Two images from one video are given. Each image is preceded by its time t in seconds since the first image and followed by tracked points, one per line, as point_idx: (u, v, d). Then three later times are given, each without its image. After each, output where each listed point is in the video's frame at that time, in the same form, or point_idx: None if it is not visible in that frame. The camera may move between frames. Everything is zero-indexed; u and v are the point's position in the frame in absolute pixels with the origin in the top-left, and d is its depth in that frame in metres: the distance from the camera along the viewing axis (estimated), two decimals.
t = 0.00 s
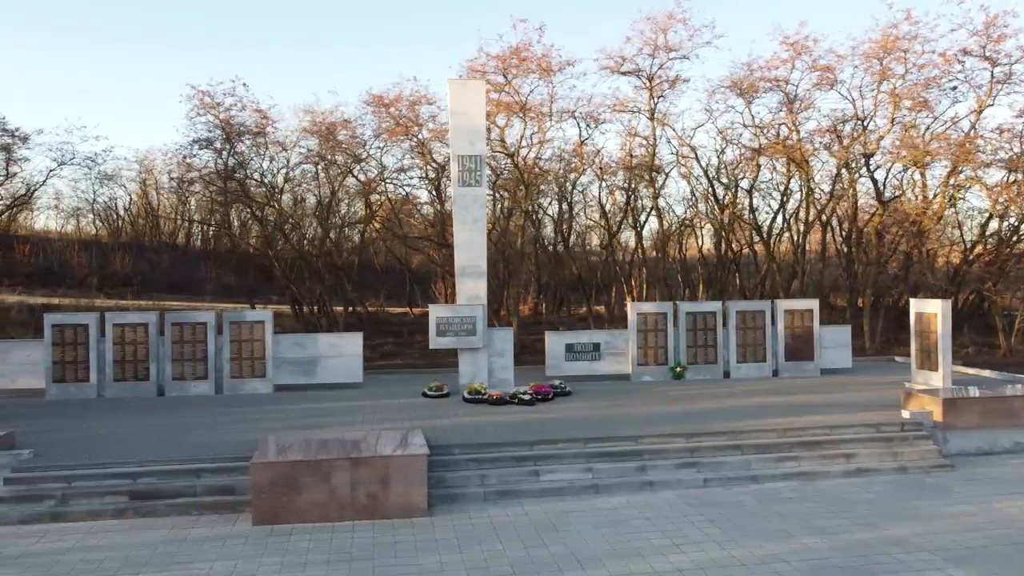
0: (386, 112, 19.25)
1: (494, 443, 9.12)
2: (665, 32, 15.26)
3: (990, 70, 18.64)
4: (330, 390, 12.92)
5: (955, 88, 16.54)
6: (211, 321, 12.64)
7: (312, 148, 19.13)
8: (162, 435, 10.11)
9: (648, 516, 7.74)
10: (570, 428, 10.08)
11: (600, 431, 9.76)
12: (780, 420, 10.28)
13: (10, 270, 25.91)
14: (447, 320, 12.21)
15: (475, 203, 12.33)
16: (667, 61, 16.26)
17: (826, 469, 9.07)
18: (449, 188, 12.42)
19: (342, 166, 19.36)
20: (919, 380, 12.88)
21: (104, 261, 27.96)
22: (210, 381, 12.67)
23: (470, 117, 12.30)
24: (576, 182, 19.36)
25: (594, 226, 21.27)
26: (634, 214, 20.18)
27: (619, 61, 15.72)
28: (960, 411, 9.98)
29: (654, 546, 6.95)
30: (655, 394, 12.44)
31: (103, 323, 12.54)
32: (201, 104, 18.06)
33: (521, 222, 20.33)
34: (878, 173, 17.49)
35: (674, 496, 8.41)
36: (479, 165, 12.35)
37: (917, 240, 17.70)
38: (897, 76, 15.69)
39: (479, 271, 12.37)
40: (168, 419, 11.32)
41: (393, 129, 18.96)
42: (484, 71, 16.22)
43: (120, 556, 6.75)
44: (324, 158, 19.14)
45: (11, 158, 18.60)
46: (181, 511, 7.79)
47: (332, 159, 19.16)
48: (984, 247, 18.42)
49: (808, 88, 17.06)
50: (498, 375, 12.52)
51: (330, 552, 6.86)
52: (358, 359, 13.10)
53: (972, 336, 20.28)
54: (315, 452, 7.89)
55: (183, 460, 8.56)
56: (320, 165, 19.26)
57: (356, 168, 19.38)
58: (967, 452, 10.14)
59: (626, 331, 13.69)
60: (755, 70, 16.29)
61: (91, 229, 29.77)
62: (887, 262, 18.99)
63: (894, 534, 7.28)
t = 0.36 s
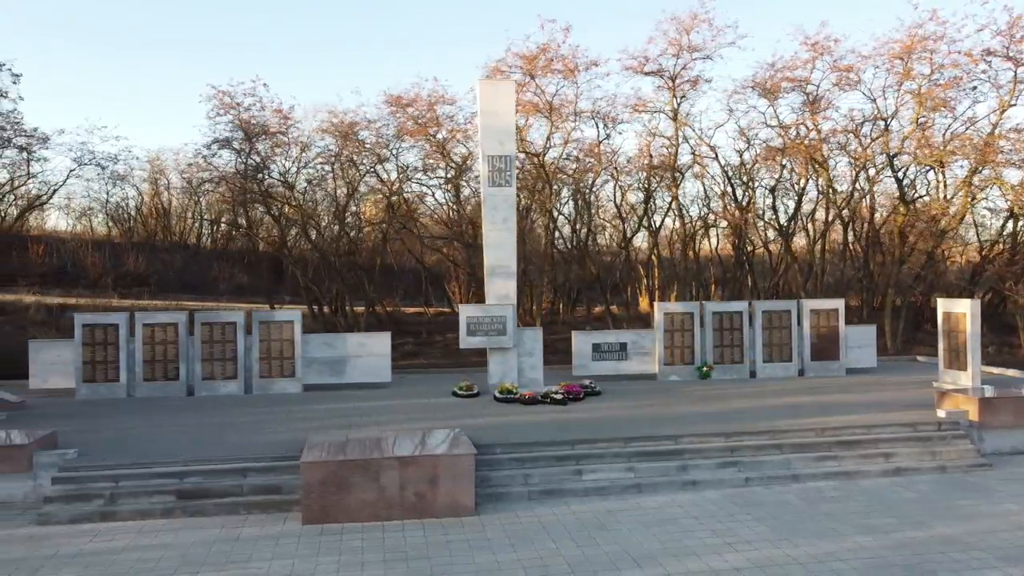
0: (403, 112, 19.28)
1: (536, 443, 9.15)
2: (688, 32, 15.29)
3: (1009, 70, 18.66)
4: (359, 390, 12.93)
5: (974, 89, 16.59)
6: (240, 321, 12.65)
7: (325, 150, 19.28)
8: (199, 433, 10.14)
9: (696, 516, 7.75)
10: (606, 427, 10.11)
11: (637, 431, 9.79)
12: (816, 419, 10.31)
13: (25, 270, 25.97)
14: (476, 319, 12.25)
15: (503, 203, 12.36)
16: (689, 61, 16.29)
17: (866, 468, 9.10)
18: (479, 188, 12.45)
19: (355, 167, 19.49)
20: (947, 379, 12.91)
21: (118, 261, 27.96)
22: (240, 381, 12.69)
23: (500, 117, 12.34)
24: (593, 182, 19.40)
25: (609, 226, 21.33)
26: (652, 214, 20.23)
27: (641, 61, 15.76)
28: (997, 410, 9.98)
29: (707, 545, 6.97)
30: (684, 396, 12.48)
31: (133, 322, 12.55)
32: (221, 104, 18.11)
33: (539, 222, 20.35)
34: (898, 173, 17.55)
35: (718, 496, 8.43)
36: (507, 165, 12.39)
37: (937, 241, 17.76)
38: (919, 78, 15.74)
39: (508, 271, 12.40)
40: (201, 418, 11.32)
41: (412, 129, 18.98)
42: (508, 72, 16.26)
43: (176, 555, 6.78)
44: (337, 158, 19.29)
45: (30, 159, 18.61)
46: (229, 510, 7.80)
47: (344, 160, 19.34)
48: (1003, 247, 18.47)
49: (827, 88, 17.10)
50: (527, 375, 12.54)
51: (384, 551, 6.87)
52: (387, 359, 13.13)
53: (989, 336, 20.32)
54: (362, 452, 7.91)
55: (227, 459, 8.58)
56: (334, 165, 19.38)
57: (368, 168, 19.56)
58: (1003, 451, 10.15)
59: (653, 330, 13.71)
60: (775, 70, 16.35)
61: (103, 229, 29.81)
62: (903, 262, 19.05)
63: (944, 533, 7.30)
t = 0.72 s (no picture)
0: (422, 113, 19.28)
1: (578, 442, 9.18)
2: (712, 32, 15.31)
3: None
4: (390, 389, 12.96)
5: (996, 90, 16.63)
6: (271, 320, 12.67)
7: (339, 151, 19.35)
8: (238, 432, 10.16)
9: (745, 514, 7.78)
10: (644, 427, 10.13)
11: (676, 430, 9.82)
12: (852, 419, 10.35)
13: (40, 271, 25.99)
14: (508, 319, 12.27)
15: (535, 203, 12.39)
16: (712, 61, 16.32)
17: (907, 467, 9.14)
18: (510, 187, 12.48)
19: (370, 166, 19.55)
20: (976, 379, 12.93)
21: (132, 261, 27.91)
22: (271, 381, 12.71)
23: (532, 117, 12.39)
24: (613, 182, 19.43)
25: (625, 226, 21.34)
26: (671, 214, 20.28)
27: (666, 61, 15.79)
28: None
29: (762, 543, 7.00)
30: (715, 395, 12.51)
31: (164, 322, 12.58)
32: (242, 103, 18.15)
33: (559, 220, 20.39)
34: (918, 174, 17.59)
35: (763, 494, 8.46)
36: (539, 165, 12.42)
37: (958, 241, 17.78)
38: (942, 79, 15.79)
39: (540, 271, 12.42)
40: (236, 417, 11.35)
41: (433, 130, 19.03)
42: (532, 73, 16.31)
43: (234, 553, 6.80)
44: (352, 159, 19.40)
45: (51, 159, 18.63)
46: (279, 509, 7.83)
47: (360, 160, 19.45)
48: None
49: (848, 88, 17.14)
50: (558, 374, 12.58)
51: (441, 549, 6.90)
52: (416, 358, 13.16)
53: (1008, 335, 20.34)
54: (411, 451, 7.93)
55: (272, 458, 8.61)
56: (348, 165, 19.46)
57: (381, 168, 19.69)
58: None
59: (681, 330, 13.74)
60: (797, 70, 16.38)
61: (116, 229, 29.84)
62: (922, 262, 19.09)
63: (995, 531, 7.33)
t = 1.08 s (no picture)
0: (442, 113, 19.34)
1: (621, 441, 9.22)
2: (737, 32, 15.38)
3: None
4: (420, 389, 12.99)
5: (1018, 89, 16.72)
6: (302, 320, 12.71)
7: (360, 150, 19.41)
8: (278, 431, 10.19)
9: (795, 513, 7.81)
10: (683, 426, 10.16)
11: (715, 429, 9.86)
12: (890, 419, 10.38)
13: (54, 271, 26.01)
14: (540, 318, 12.32)
15: (566, 203, 12.44)
16: (735, 60, 16.39)
17: (949, 466, 9.16)
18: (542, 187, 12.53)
19: (390, 165, 19.68)
20: (1006, 378, 12.95)
21: (146, 261, 27.91)
22: (302, 380, 12.75)
23: (565, 117, 12.43)
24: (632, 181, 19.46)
25: (643, 225, 21.38)
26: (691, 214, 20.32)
27: (691, 61, 15.84)
28: None
29: (817, 542, 7.03)
30: (746, 395, 12.55)
31: (195, 322, 12.61)
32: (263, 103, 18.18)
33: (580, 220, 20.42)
34: (940, 173, 17.61)
35: (808, 493, 8.49)
36: (570, 165, 12.47)
37: (981, 240, 17.80)
38: (966, 79, 15.89)
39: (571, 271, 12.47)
40: (272, 416, 11.37)
41: (454, 130, 19.08)
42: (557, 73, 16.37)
43: (293, 551, 6.83)
44: (372, 158, 19.51)
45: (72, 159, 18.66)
46: (331, 508, 7.86)
47: (380, 159, 19.58)
48: None
49: (869, 88, 17.25)
50: (589, 373, 12.62)
51: (498, 547, 6.93)
52: (446, 357, 13.21)
53: None
54: (461, 450, 7.97)
55: (319, 457, 8.64)
56: (368, 165, 19.58)
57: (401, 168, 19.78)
58: None
59: (709, 330, 13.79)
60: (819, 70, 16.47)
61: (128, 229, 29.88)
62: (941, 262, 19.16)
63: None
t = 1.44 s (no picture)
0: (462, 113, 19.43)
1: (664, 442, 9.27)
2: (762, 33, 15.38)
3: None
4: (451, 388, 13.03)
5: None
6: (334, 319, 12.75)
7: (377, 151, 19.52)
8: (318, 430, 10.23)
9: (846, 512, 7.85)
10: (721, 426, 10.19)
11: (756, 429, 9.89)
12: (927, 419, 10.40)
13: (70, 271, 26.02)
14: (572, 318, 12.33)
15: (598, 203, 12.47)
16: (758, 60, 16.41)
17: (991, 465, 9.19)
18: (574, 187, 12.55)
19: (406, 165, 19.87)
20: None
21: (160, 261, 27.96)
22: (334, 380, 12.79)
23: (597, 117, 12.46)
24: (652, 181, 19.49)
25: (660, 226, 21.45)
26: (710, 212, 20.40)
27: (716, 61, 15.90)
28: None
29: (873, 540, 7.05)
30: (778, 395, 12.58)
31: (228, 322, 12.64)
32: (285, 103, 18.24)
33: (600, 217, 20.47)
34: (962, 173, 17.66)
35: (853, 492, 8.53)
36: (602, 164, 12.48)
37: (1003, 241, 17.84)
38: (991, 79, 16.05)
39: (604, 270, 12.50)
40: (307, 415, 11.39)
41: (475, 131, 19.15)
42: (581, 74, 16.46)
43: (352, 549, 6.86)
44: (389, 159, 19.67)
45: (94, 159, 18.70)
46: (382, 507, 7.90)
47: (396, 160, 19.75)
48: None
49: (891, 88, 17.32)
50: (621, 373, 12.66)
51: (556, 545, 6.97)
52: (477, 357, 13.26)
53: None
54: (512, 449, 8.00)
55: (366, 456, 8.67)
56: (385, 165, 19.74)
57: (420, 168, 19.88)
58: None
59: (738, 330, 13.81)
60: (841, 70, 16.55)
61: (140, 229, 29.93)
62: (960, 261, 19.26)
63: None
